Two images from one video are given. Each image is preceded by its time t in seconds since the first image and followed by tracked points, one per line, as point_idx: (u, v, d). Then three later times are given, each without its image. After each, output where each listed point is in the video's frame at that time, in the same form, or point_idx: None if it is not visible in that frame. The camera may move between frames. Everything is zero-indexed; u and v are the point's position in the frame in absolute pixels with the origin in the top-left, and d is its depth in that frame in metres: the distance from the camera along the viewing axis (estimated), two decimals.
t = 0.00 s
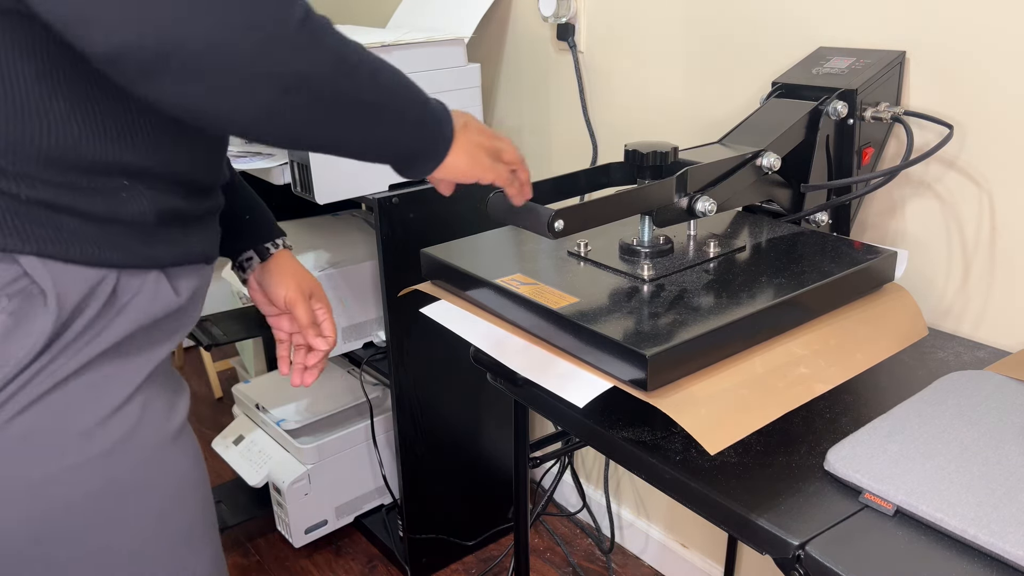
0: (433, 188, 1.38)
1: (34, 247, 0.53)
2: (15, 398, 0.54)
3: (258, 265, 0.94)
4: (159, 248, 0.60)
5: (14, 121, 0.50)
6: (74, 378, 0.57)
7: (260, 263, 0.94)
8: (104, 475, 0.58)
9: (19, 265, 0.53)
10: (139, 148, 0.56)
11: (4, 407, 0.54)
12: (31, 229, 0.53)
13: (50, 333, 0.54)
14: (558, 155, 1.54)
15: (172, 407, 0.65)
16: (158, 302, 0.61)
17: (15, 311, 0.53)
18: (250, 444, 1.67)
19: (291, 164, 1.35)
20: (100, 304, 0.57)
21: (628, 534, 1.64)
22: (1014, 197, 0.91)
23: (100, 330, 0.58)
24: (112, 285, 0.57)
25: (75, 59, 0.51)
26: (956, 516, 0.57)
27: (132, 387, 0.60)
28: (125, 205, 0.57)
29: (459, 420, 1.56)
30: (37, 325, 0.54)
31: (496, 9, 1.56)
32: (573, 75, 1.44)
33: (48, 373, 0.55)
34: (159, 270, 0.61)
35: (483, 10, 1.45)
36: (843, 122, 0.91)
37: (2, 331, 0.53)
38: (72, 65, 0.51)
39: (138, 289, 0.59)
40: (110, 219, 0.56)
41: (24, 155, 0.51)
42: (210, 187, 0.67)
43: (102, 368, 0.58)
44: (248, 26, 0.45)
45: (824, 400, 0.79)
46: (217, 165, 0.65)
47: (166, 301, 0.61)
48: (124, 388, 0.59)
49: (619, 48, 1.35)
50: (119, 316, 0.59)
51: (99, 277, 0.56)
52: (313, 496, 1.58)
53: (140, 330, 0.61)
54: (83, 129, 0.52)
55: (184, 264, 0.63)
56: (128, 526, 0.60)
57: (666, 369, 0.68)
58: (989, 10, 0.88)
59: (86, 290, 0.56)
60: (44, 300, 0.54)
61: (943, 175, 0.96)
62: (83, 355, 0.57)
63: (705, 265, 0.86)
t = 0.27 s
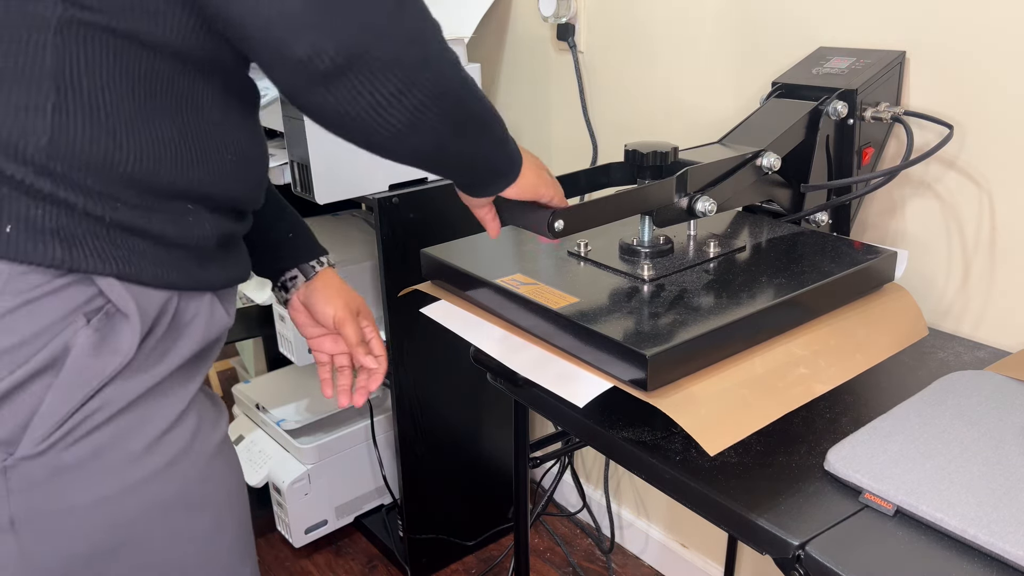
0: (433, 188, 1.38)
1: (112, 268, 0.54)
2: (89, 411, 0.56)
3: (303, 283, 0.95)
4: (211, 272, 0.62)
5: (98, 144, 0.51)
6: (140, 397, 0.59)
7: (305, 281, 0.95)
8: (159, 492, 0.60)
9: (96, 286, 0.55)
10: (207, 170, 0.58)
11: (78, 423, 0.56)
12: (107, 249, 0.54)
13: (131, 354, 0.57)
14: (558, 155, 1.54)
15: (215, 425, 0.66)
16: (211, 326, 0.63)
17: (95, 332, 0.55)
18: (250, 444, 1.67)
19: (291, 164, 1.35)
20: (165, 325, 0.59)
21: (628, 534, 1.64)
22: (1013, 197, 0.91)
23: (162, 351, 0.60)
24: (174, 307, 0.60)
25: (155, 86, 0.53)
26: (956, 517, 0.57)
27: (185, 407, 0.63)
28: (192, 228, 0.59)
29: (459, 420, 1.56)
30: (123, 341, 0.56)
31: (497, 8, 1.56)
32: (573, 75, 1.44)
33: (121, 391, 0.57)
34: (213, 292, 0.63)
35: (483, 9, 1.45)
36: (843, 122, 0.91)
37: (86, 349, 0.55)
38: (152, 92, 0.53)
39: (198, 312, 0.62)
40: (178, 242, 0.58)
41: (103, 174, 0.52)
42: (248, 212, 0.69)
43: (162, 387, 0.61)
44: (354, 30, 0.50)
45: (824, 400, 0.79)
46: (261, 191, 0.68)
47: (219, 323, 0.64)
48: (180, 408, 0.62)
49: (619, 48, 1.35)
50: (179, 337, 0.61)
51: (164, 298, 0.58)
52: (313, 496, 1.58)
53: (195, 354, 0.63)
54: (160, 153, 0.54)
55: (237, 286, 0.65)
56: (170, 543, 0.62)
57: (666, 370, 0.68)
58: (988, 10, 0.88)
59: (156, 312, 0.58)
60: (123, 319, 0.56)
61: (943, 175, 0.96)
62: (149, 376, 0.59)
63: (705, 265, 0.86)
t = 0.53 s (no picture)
0: (433, 188, 1.38)
1: (145, 273, 0.54)
2: (121, 418, 0.56)
3: (371, 290, 0.89)
4: (234, 284, 0.63)
5: (138, 146, 0.51)
6: (170, 406, 0.59)
7: (373, 287, 0.89)
8: (185, 502, 0.60)
9: (127, 292, 0.55)
10: (241, 181, 0.59)
11: (109, 429, 0.55)
12: (139, 254, 0.54)
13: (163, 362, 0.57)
14: (557, 155, 1.54)
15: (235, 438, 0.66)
16: (236, 340, 0.64)
17: (127, 338, 0.55)
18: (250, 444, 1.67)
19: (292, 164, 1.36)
20: (192, 336, 0.60)
21: (628, 534, 1.64)
22: (1014, 197, 0.90)
23: (190, 363, 0.61)
24: (201, 318, 0.60)
25: (200, 94, 0.54)
26: (955, 516, 0.57)
27: (209, 419, 0.63)
28: (222, 237, 0.60)
29: (459, 420, 1.56)
30: (156, 348, 0.56)
31: (497, 8, 1.56)
32: (573, 75, 1.44)
33: (154, 398, 0.57)
34: (237, 304, 0.64)
35: (483, 10, 1.45)
36: (843, 122, 0.91)
37: (120, 354, 0.55)
38: (197, 99, 0.54)
39: (224, 326, 0.63)
40: (207, 250, 0.59)
41: (141, 177, 0.52)
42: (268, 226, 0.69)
43: (189, 398, 0.61)
44: (428, 37, 0.51)
45: (823, 400, 0.79)
46: (285, 206, 0.68)
47: (240, 338, 0.65)
48: (205, 419, 0.62)
49: (619, 48, 1.35)
50: (205, 349, 0.62)
51: (193, 308, 0.59)
52: (313, 496, 1.58)
53: (219, 369, 0.64)
54: (199, 160, 0.55)
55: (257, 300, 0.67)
56: (191, 553, 0.61)
57: (665, 370, 0.68)
58: (988, 10, 0.88)
59: (185, 321, 0.58)
60: (153, 326, 0.57)
61: (943, 175, 0.96)
62: (179, 385, 0.59)
63: (705, 265, 0.86)
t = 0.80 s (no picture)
0: (433, 188, 1.38)
1: (137, 278, 0.54)
2: (111, 427, 0.55)
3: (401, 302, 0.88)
4: (233, 293, 0.62)
5: (136, 146, 0.51)
6: (162, 417, 0.59)
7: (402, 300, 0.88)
8: (173, 515, 0.60)
9: (118, 299, 0.55)
10: (242, 187, 0.59)
11: (98, 438, 0.55)
12: (134, 258, 0.54)
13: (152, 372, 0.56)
14: (558, 155, 1.54)
15: (232, 445, 0.66)
16: (233, 350, 0.64)
17: (116, 347, 0.55)
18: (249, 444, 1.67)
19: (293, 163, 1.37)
20: (187, 345, 0.59)
21: (628, 534, 1.64)
22: (1014, 197, 0.90)
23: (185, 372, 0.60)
24: (197, 327, 0.60)
25: (204, 97, 0.54)
26: (956, 516, 0.57)
27: (204, 430, 0.62)
28: (220, 243, 0.59)
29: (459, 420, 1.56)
30: (145, 358, 0.56)
31: (497, 8, 1.56)
32: (573, 75, 1.44)
33: (145, 409, 0.57)
34: (235, 313, 0.63)
35: (483, 9, 1.45)
36: (843, 122, 0.91)
37: (106, 365, 0.54)
38: (201, 103, 0.53)
39: (221, 335, 0.62)
40: (205, 256, 0.58)
41: (138, 177, 0.52)
42: (271, 237, 0.69)
43: (183, 408, 0.61)
44: (436, 37, 0.51)
45: (823, 400, 0.79)
46: (289, 216, 0.68)
47: (239, 349, 0.64)
48: (199, 430, 0.62)
49: (619, 48, 1.35)
50: (201, 358, 0.61)
51: (187, 316, 0.58)
52: (313, 496, 1.58)
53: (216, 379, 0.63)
54: (199, 162, 0.55)
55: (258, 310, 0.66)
56: (184, 560, 0.61)
57: (665, 371, 0.68)
58: (988, 10, 0.88)
59: (179, 329, 0.58)
60: (144, 333, 0.56)
61: (943, 175, 0.96)
62: (173, 395, 0.59)
63: (705, 265, 0.86)
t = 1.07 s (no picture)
0: (433, 188, 1.38)
1: (133, 279, 0.54)
2: (105, 430, 0.55)
3: (401, 319, 0.89)
4: (233, 295, 0.62)
5: (136, 142, 0.51)
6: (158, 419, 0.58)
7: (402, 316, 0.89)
8: (169, 517, 0.60)
9: (115, 300, 0.54)
10: (242, 187, 0.58)
11: (94, 441, 0.55)
12: (130, 258, 0.53)
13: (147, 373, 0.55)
14: (558, 154, 1.54)
15: (230, 446, 0.66)
16: (232, 353, 0.63)
17: (111, 349, 0.55)
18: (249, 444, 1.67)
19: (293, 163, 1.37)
20: (184, 347, 0.59)
21: (628, 534, 1.64)
22: (1014, 197, 0.90)
23: (181, 374, 0.60)
24: (194, 329, 0.59)
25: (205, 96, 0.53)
26: (956, 516, 0.57)
27: (201, 432, 0.62)
28: (219, 245, 0.59)
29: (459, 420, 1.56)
30: (139, 360, 0.55)
31: (497, 8, 1.56)
32: (573, 75, 1.44)
33: (141, 410, 0.57)
34: (234, 316, 0.63)
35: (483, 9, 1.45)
36: (843, 122, 0.91)
37: (99, 367, 0.54)
38: (205, 100, 0.54)
39: (220, 337, 0.62)
40: (203, 258, 0.58)
41: (138, 174, 0.52)
42: (273, 240, 0.69)
43: (180, 410, 0.61)
44: (441, 35, 0.51)
45: (823, 400, 0.79)
46: (292, 219, 0.68)
47: (238, 351, 0.64)
48: (196, 432, 0.61)
49: (619, 48, 1.35)
50: (199, 360, 0.61)
51: (185, 318, 0.58)
52: (313, 496, 1.58)
53: (214, 382, 0.63)
54: (201, 159, 0.55)
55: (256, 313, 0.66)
56: (181, 560, 0.61)
57: (665, 371, 0.68)
58: (988, 10, 0.88)
59: (176, 331, 0.57)
60: (140, 336, 0.56)
61: (943, 175, 0.96)
62: (170, 397, 0.59)
63: (705, 265, 0.86)
